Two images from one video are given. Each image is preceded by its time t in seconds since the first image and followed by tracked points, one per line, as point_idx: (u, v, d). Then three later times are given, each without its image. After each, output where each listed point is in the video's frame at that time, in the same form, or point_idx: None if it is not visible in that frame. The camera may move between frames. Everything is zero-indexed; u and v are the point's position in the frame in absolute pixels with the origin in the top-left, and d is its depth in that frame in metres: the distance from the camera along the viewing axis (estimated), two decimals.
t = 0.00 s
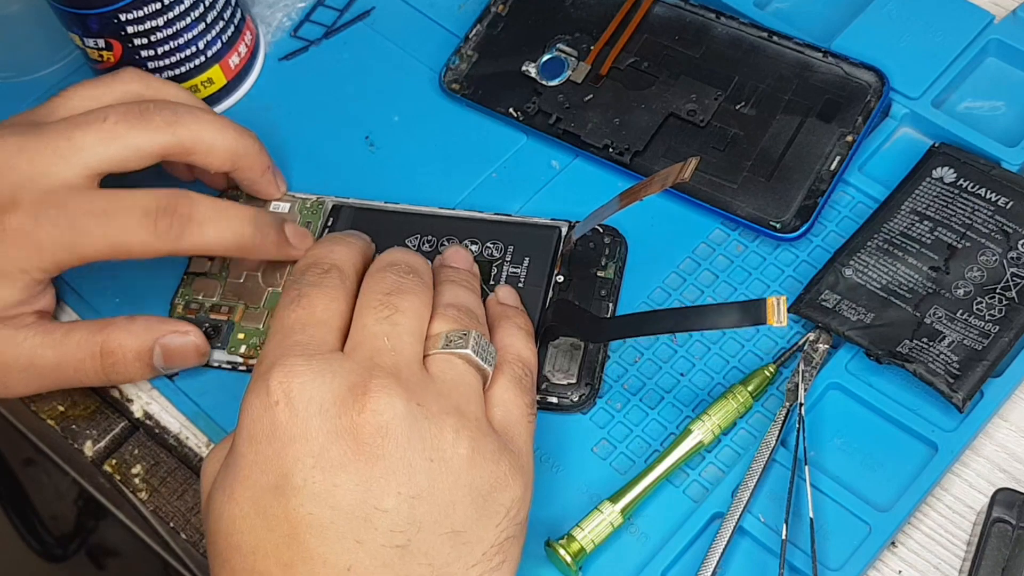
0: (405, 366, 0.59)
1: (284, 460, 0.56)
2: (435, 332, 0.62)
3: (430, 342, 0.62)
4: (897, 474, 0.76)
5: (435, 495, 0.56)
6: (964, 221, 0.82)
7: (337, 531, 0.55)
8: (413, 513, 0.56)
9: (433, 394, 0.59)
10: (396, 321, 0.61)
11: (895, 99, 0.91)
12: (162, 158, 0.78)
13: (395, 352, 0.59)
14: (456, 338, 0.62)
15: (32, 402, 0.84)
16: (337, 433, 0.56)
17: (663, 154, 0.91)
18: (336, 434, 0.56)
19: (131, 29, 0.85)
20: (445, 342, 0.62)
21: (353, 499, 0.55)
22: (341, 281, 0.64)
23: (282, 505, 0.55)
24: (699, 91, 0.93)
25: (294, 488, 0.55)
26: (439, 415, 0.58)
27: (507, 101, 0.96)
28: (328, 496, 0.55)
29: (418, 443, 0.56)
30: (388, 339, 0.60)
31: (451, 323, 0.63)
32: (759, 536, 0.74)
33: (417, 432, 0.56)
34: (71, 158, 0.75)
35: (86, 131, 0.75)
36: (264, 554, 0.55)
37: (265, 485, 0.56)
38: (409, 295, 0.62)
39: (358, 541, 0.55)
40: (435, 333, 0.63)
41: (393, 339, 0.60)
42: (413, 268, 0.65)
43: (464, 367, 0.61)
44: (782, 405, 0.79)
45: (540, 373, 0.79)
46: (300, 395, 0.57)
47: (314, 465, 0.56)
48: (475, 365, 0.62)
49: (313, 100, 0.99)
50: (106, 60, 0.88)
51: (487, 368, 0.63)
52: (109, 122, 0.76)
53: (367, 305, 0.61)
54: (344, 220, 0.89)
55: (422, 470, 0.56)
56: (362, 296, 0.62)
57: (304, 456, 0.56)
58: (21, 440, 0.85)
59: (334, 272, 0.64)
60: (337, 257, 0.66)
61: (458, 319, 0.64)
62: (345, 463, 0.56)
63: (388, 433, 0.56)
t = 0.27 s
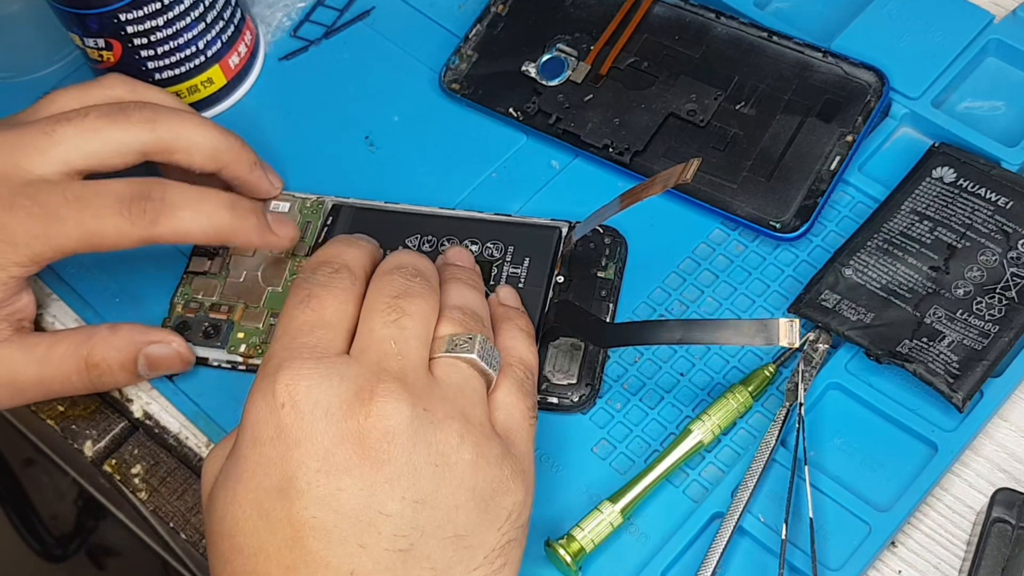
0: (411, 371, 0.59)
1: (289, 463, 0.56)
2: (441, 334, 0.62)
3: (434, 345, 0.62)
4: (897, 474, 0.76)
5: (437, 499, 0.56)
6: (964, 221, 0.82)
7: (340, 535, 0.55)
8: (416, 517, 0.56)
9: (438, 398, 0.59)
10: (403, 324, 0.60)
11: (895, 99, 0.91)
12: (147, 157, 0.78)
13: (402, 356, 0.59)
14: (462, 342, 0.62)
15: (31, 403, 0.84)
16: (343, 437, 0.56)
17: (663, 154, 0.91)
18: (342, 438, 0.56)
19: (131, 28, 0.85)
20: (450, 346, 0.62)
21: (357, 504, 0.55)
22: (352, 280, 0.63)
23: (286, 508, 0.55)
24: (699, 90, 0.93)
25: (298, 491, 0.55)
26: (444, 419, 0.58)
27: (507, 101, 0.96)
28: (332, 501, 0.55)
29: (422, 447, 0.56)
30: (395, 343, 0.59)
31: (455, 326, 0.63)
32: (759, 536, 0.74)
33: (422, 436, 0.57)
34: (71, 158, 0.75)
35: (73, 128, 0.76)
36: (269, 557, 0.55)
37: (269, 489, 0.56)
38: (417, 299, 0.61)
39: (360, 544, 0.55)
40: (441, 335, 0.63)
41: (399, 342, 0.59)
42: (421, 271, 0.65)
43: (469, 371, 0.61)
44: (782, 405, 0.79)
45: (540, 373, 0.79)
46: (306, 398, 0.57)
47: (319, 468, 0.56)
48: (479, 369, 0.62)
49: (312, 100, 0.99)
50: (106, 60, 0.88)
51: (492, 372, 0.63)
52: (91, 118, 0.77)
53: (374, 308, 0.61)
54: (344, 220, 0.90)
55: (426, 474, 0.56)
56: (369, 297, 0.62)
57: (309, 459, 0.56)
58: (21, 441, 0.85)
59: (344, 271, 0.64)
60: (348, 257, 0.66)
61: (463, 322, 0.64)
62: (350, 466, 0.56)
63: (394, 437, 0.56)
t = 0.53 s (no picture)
0: (408, 372, 0.59)
1: (287, 463, 0.56)
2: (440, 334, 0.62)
3: (433, 345, 0.62)
4: (897, 474, 0.76)
5: (434, 499, 0.56)
6: (964, 221, 0.82)
7: (337, 536, 0.55)
8: (413, 517, 0.56)
9: (435, 398, 0.59)
10: (402, 325, 0.60)
11: (895, 99, 0.91)
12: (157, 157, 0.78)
13: (399, 357, 0.59)
14: (460, 342, 0.62)
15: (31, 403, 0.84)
16: (340, 438, 0.56)
17: (663, 154, 0.91)
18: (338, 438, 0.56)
19: (131, 28, 0.85)
20: (448, 346, 0.62)
21: (355, 505, 0.55)
22: (351, 281, 0.63)
23: (283, 508, 0.55)
24: (699, 90, 0.93)
25: (295, 491, 0.55)
26: (441, 419, 0.58)
27: (507, 101, 0.96)
28: (328, 501, 0.55)
29: (417, 448, 0.56)
30: (393, 343, 0.59)
31: (454, 326, 0.63)
32: (759, 536, 0.74)
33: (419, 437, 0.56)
34: (70, 158, 0.75)
35: (77, 130, 0.76)
36: (267, 558, 0.55)
37: (267, 489, 0.56)
38: (414, 299, 0.61)
39: (357, 545, 0.55)
40: (440, 335, 0.63)
41: (397, 342, 0.59)
42: (419, 271, 0.65)
43: (468, 372, 0.61)
44: (782, 405, 0.79)
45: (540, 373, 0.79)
46: (301, 399, 0.56)
47: (315, 469, 0.56)
48: (478, 369, 0.62)
49: (312, 100, 0.99)
50: (105, 60, 0.88)
51: (491, 372, 0.63)
52: (102, 122, 0.77)
53: (373, 308, 0.61)
54: (344, 220, 0.90)
55: (422, 474, 0.56)
56: (368, 298, 0.62)
57: (306, 460, 0.56)
58: (21, 441, 0.85)
59: (344, 272, 0.64)
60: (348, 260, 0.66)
61: (462, 323, 0.64)
62: (347, 466, 0.56)
63: (391, 438, 0.56)
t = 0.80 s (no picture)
0: (410, 373, 0.59)
1: (288, 464, 0.56)
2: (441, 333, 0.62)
3: (434, 346, 0.62)
4: (897, 474, 0.76)
5: (436, 501, 0.56)
6: (964, 221, 0.82)
7: (338, 537, 0.55)
8: (414, 519, 0.56)
9: (437, 400, 0.59)
10: (403, 326, 0.60)
11: (895, 99, 0.91)
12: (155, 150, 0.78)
13: (402, 358, 0.59)
14: (462, 344, 0.62)
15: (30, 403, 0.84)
16: (342, 440, 0.56)
17: (663, 154, 0.91)
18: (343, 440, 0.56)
19: (131, 29, 0.85)
20: (450, 347, 0.62)
21: (356, 506, 0.55)
22: (352, 282, 0.63)
23: (283, 509, 0.55)
24: (699, 90, 0.93)
25: (296, 492, 0.55)
26: (443, 421, 0.58)
27: (507, 101, 0.96)
28: (329, 502, 0.55)
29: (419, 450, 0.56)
30: (394, 344, 0.59)
31: (455, 326, 0.63)
32: (759, 536, 0.74)
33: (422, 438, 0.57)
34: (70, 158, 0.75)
35: (77, 130, 0.76)
36: (267, 558, 0.55)
37: (269, 490, 0.56)
38: (417, 300, 0.61)
39: (359, 546, 0.55)
40: (441, 336, 0.63)
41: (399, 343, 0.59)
42: (422, 272, 0.65)
43: (470, 374, 0.61)
44: (782, 405, 0.79)
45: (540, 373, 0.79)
46: (305, 400, 0.56)
47: (317, 470, 0.55)
48: (479, 370, 0.62)
49: (312, 100, 0.99)
50: (106, 60, 0.88)
51: (492, 373, 0.63)
52: (100, 114, 0.77)
53: (374, 309, 0.61)
54: (344, 220, 0.90)
55: (423, 475, 0.56)
56: (368, 300, 0.62)
57: (307, 461, 0.56)
58: (20, 440, 0.86)
59: (344, 273, 0.64)
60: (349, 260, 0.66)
61: (463, 323, 0.64)
62: (348, 468, 0.56)
63: (393, 440, 0.56)
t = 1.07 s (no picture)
0: (408, 372, 0.59)
1: (286, 464, 0.56)
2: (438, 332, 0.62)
3: (433, 346, 0.62)
4: (897, 474, 0.76)
5: (433, 500, 0.56)
6: (964, 221, 0.82)
7: (336, 536, 0.55)
8: (412, 518, 0.56)
9: (435, 399, 0.59)
10: (402, 325, 0.60)
11: (895, 99, 0.91)
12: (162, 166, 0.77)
13: (399, 357, 0.59)
14: (460, 343, 0.62)
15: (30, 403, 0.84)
16: (339, 439, 0.56)
17: (663, 154, 0.91)
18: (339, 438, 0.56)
19: (131, 29, 0.85)
20: (448, 347, 0.62)
21: (354, 506, 0.55)
22: (351, 283, 0.63)
23: (282, 509, 0.55)
24: (699, 90, 0.93)
25: (294, 492, 0.55)
26: (441, 420, 0.58)
27: (507, 101, 0.96)
28: (328, 502, 0.55)
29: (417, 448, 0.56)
30: (393, 344, 0.59)
31: (454, 326, 0.63)
32: (759, 536, 0.74)
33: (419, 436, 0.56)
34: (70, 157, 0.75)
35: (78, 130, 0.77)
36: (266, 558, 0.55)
37: (267, 489, 0.56)
38: (415, 299, 0.61)
39: (356, 545, 0.55)
40: (439, 336, 0.63)
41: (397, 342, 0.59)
42: (420, 272, 0.65)
43: (468, 373, 0.61)
44: (783, 405, 0.79)
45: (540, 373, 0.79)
46: (300, 399, 0.56)
47: (314, 469, 0.55)
48: (478, 370, 0.62)
49: (313, 100, 0.99)
50: (105, 60, 0.88)
51: (491, 373, 0.63)
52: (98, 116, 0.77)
53: (373, 309, 0.61)
54: (344, 220, 0.90)
55: (422, 476, 0.56)
56: (367, 300, 0.62)
57: (305, 461, 0.56)
58: (20, 441, 0.86)
59: (344, 274, 0.64)
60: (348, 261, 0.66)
61: (462, 323, 0.64)
62: (346, 467, 0.56)
63: (390, 439, 0.56)
